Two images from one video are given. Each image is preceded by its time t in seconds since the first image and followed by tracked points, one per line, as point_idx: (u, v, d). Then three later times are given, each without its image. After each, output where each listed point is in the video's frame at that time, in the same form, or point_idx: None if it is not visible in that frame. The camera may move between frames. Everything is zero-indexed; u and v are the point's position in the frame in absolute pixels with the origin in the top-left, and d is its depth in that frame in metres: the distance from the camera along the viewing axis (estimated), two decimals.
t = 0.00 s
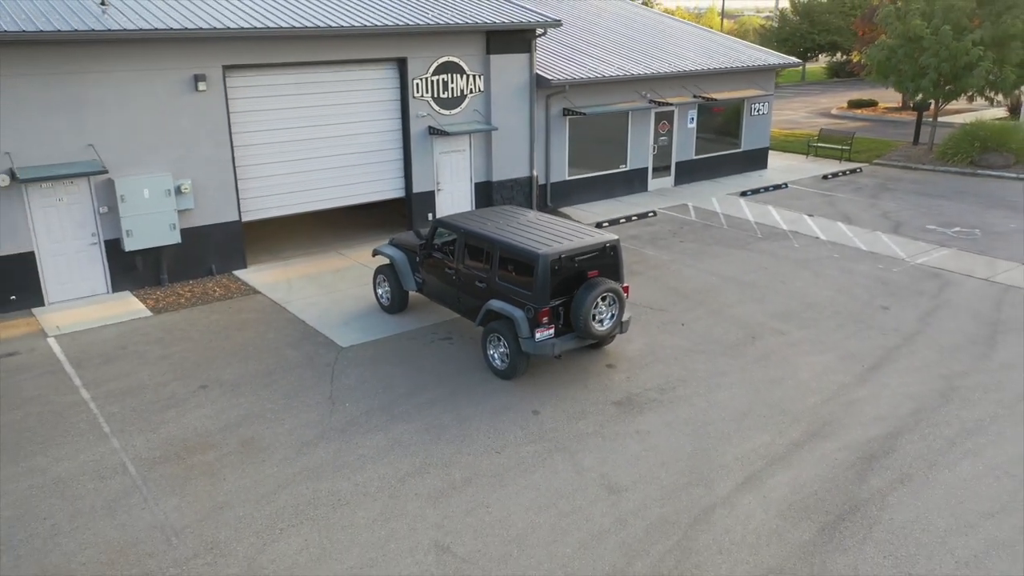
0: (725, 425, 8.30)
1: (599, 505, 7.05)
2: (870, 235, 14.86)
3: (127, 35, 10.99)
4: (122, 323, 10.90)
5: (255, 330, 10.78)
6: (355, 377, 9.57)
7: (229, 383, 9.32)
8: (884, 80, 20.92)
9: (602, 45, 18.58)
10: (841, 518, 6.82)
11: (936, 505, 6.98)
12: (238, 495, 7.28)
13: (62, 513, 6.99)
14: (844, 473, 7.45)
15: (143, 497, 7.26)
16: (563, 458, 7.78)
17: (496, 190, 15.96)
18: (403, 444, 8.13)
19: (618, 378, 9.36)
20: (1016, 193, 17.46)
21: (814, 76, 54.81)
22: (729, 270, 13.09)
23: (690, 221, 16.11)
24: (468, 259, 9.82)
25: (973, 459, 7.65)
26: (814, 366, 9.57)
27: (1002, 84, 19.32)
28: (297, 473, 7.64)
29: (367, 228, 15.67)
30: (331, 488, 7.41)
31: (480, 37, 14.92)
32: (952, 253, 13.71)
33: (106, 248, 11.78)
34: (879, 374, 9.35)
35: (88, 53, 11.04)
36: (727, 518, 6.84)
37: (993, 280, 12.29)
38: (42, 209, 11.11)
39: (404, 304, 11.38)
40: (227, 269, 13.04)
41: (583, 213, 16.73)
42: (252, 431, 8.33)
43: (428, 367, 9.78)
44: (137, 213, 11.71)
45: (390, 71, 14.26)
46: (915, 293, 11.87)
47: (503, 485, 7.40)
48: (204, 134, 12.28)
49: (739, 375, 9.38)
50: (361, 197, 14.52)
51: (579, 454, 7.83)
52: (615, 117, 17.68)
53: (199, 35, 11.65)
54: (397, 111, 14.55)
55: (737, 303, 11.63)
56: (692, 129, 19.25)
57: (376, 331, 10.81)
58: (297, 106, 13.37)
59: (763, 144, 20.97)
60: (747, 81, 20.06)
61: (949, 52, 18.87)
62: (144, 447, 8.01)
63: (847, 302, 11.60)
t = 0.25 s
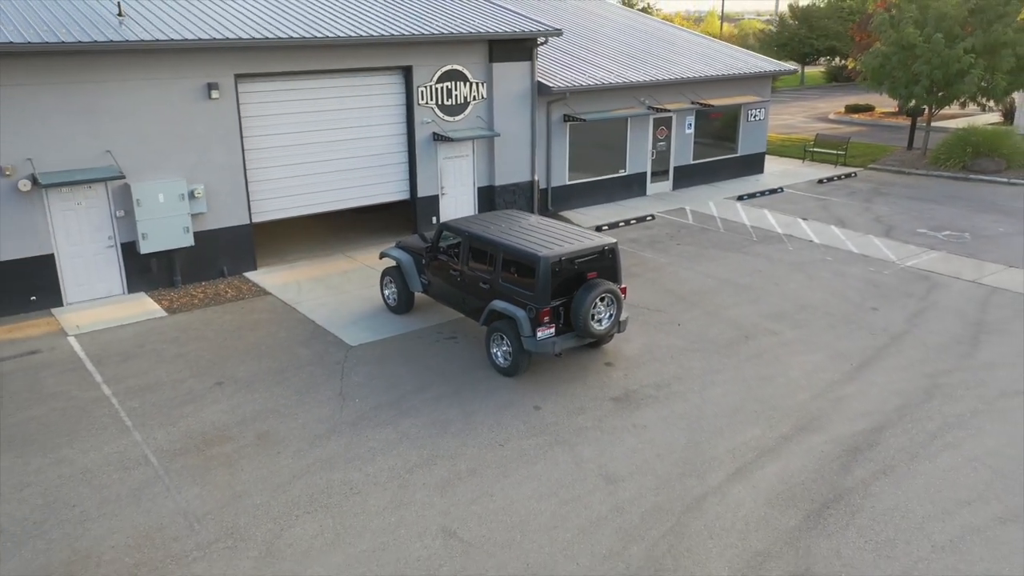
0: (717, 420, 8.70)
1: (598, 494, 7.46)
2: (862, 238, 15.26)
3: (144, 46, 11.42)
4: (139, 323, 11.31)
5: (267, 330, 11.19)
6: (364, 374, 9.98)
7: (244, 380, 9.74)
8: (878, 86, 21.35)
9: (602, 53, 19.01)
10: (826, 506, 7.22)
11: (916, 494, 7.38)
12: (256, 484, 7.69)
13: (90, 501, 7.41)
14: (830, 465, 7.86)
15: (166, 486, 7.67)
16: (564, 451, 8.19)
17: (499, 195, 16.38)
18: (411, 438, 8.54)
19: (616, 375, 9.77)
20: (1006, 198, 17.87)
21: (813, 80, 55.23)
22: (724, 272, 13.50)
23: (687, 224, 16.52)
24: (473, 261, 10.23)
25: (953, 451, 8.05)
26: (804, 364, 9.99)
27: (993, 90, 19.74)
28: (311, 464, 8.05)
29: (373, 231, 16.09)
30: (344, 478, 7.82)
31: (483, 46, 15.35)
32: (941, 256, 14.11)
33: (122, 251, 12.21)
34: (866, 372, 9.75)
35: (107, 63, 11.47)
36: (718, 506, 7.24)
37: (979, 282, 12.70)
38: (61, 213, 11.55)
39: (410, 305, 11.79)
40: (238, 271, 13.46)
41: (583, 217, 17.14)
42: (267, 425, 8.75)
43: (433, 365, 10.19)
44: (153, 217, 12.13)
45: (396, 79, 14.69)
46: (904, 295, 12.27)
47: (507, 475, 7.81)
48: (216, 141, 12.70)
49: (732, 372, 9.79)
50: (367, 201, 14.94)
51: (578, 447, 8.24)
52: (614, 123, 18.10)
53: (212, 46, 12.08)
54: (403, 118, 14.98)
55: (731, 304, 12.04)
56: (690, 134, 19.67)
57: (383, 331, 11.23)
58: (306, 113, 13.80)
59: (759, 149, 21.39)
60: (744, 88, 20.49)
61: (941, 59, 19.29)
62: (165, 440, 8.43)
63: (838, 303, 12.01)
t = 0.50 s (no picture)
0: (711, 416, 9.07)
1: (595, 485, 7.82)
2: (854, 242, 15.65)
3: (158, 55, 11.81)
4: (151, 324, 11.69)
5: (276, 330, 11.57)
6: (370, 372, 10.36)
7: (255, 379, 10.11)
8: (871, 93, 21.77)
9: (600, 61, 19.42)
10: (812, 496, 7.59)
11: (898, 486, 7.75)
12: (269, 476, 8.06)
13: (112, 491, 7.78)
14: (817, 458, 8.23)
15: (183, 478, 8.04)
16: (563, 445, 8.56)
17: (499, 199, 16.77)
18: (416, 432, 8.91)
19: (613, 374, 10.14)
20: (996, 202, 18.26)
21: (811, 85, 55.69)
22: (719, 275, 13.87)
23: (684, 228, 16.91)
24: (475, 264, 10.61)
25: (935, 445, 8.42)
26: (795, 363, 10.36)
27: (984, 97, 20.15)
28: (321, 457, 8.42)
29: (377, 234, 16.48)
30: (353, 470, 8.19)
31: (484, 54, 15.74)
32: (930, 259, 14.49)
33: (135, 254, 12.59)
34: (854, 371, 10.12)
35: (121, 72, 11.87)
36: (709, 496, 7.61)
37: (967, 285, 13.08)
38: (76, 217, 11.93)
39: (414, 306, 12.17)
40: (246, 274, 13.84)
41: (582, 221, 17.53)
42: (278, 421, 9.12)
43: (437, 364, 10.56)
44: (164, 221, 12.52)
45: (400, 86, 15.08)
46: (893, 297, 12.64)
47: (508, 468, 8.18)
48: (226, 147, 13.09)
49: (725, 371, 10.16)
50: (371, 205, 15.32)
51: (576, 441, 8.61)
52: (612, 129, 18.50)
53: (222, 55, 12.47)
54: (406, 125, 15.36)
55: (725, 305, 12.42)
56: (687, 140, 20.07)
57: (388, 331, 11.60)
58: (312, 120, 14.19)
59: (755, 154, 21.79)
60: (740, 94, 20.89)
61: (933, 66, 19.70)
62: (181, 434, 8.80)
63: (829, 305, 12.38)
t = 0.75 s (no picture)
0: (703, 412, 9.52)
1: (593, 476, 8.27)
2: (845, 246, 16.11)
3: (172, 67, 12.28)
4: (166, 325, 12.14)
5: (286, 331, 12.02)
6: (377, 371, 10.81)
7: (267, 377, 10.56)
8: (864, 101, 22.27)
9: (598, 69, 19.92)
10: (797, 486, 8.04)
11: (878, 477, 8.19)
12: (283, 468, 8.51)
13: (135, 482, 8.23)
14: (803, 451, 8.67)
15: (202, 469, 8.49)
16: (562, 439, 9.01)
17: (500, 205, 17.24)
18: (422, 428, 9.36)
19: (610, 373, 10.59)
20: (985, 208, 18.71)
21: (808, 91, 56.22)
22: (714, 278, 14.33)
23: (680, 233, 17.37)
24: (477, 267, 11.06)
25: (915, 440, 8.87)
26: (784, 363, 10.81)
27: (974, 104, 20.63)
28: (332, 451, 8.86)
29: (381, 239, 16.93)
30: (362, 463, 8.63)
31: (486, 64, 16.22)
32: (919, 263, 14.94)
33: (149, 258, 13.05)
34: (841, 369, 10.57)
35: (137, 83, 12.34)
36: (700, 487, 8.05)
37: (953, 288, 13.53)
38: (93, 222, 12.40)
39: (419, 309, 12.61)
40: (255, 277, 14.29)
41: (581, 226, 17.99)
42: (290, 417, 9.57)
43: (442, 363, 11.01)
44: (177, 226, 12.98)
45: (404, 95, 15.55)
46: (881, 299, 13.09)
47: (510, 460, 8.62)
48: (237, 155, 13.55)
49: (717, 370, 10.61)
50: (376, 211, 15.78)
51: (575, 436, 9.06)
52: (610, 137, 18.97)
53: (234, 66, 12.95)
54: (410, 132, 15.83)
55: (719, 307, 12.88)
56: (683, 147, 20.54)
57: (394, 332, 12.05)
58: (319, 128, 14.66)
59: (751, 161, 22.26)
60: (735, 102, 21.37)
61: (924, 75, 20.19)
62: (198, 429, 9.25)
63: (819, 307, 12.84)
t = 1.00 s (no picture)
0: (697, 409, 9.92)
1: (591, 469, 8.67)
2: (838, 250, 16.52)
3: (185, 76, 12.71)
4: (178, 326, 12.55)
5: (295, 332, 12.43)
6: (384, 370, 11.21)
7: (278, 376, 10.97)
8: (858, 107, 22.72)
9: (598, 77, 20.36)
10: (785, 479, 8.44)
11: (864, 470, 8.59)
12: (295, 462, 8.91)
13: (155, 474, 8.63)
14: (793, 446, 9.07)
15: (218, 462, 8.90)
16: (562, 435, 9.41)
17: (502, 209, 17.65)
18: (428, 424, 9.77)
19: (608, 372, 10.99)
20: (976, 213, 19.13)
21: (806, 95, 56.69)
22: (709, 281, 14.74)
23: (677, 237, 17.78)
24: (480, 270, 11.46)
25: (900, 435, 9.27)
26: (776, 362, 11.21)
27: (966, 111, 21.05)
28: (342, 445, 9.27)
29: (386, 242, 17.35)
30: (371, 457, 9.03)
31: (488, 72, 16.65)
32: (909, 267, 15.35)
33: (162, 261, 13.48)
34: (831, 369, 10.98)
35: (151, 92, 12.78)
36: (693, 479, 8.45)
37: (941, 290, 13.94)
38: (108, 227, 12.82)
39: (423, 310, 13.02)
40: (264, 280, 14.71)
41: (580, 230, 18.40)
42: (301, 413, 9.97)
43: (446, 362, 11.42)
44: (189, 230, 13.40)
45: (408, 103, 15.97)
46: (871, 302, 13.50)
47: (512, 454, 9.03)
48: (247, 161, 13.98)
49: (711, 369, 11.02)
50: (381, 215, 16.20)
51: (574, 432, 9.46)
52: (609, 143, 19.39)
53: (245, 76, 13.38)
54: (414, 139, 16.25)
55: (714, 309, 13.29)
56: (681, 152, 20.96)
57: (399, 333, 12.46)
58: (326, 135, 15.09)
59: (747, 166, 22.68)
60: (732, 108, 21.80)
61: (916, 83, 20.63)
62: (213, 425, 9.66)
63: (811, 309, 13.25)
